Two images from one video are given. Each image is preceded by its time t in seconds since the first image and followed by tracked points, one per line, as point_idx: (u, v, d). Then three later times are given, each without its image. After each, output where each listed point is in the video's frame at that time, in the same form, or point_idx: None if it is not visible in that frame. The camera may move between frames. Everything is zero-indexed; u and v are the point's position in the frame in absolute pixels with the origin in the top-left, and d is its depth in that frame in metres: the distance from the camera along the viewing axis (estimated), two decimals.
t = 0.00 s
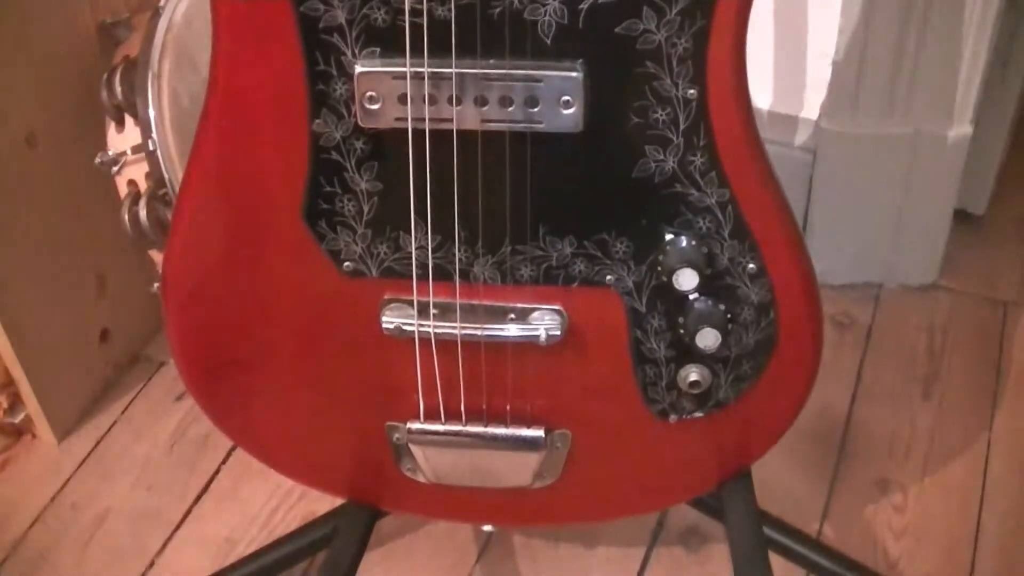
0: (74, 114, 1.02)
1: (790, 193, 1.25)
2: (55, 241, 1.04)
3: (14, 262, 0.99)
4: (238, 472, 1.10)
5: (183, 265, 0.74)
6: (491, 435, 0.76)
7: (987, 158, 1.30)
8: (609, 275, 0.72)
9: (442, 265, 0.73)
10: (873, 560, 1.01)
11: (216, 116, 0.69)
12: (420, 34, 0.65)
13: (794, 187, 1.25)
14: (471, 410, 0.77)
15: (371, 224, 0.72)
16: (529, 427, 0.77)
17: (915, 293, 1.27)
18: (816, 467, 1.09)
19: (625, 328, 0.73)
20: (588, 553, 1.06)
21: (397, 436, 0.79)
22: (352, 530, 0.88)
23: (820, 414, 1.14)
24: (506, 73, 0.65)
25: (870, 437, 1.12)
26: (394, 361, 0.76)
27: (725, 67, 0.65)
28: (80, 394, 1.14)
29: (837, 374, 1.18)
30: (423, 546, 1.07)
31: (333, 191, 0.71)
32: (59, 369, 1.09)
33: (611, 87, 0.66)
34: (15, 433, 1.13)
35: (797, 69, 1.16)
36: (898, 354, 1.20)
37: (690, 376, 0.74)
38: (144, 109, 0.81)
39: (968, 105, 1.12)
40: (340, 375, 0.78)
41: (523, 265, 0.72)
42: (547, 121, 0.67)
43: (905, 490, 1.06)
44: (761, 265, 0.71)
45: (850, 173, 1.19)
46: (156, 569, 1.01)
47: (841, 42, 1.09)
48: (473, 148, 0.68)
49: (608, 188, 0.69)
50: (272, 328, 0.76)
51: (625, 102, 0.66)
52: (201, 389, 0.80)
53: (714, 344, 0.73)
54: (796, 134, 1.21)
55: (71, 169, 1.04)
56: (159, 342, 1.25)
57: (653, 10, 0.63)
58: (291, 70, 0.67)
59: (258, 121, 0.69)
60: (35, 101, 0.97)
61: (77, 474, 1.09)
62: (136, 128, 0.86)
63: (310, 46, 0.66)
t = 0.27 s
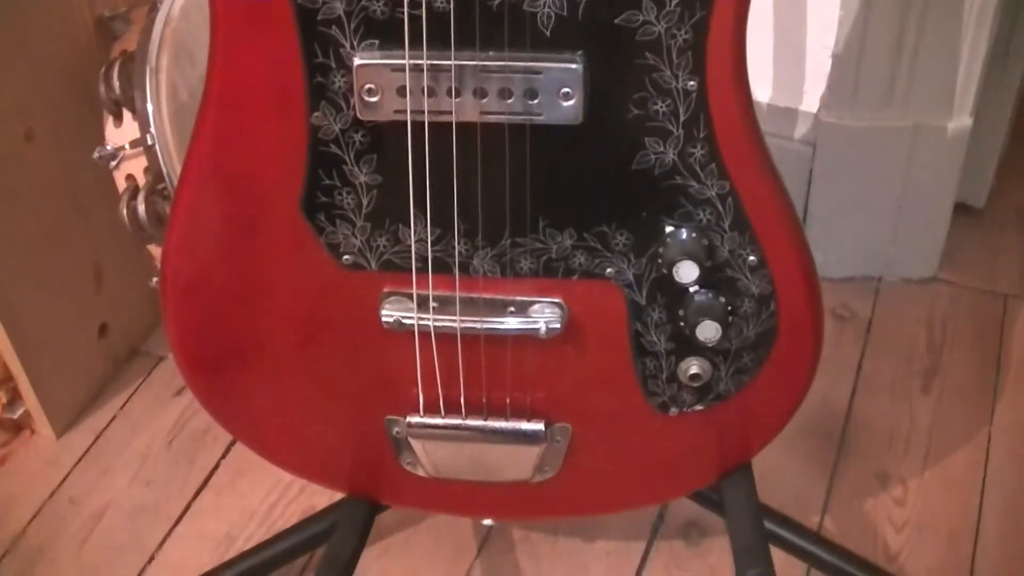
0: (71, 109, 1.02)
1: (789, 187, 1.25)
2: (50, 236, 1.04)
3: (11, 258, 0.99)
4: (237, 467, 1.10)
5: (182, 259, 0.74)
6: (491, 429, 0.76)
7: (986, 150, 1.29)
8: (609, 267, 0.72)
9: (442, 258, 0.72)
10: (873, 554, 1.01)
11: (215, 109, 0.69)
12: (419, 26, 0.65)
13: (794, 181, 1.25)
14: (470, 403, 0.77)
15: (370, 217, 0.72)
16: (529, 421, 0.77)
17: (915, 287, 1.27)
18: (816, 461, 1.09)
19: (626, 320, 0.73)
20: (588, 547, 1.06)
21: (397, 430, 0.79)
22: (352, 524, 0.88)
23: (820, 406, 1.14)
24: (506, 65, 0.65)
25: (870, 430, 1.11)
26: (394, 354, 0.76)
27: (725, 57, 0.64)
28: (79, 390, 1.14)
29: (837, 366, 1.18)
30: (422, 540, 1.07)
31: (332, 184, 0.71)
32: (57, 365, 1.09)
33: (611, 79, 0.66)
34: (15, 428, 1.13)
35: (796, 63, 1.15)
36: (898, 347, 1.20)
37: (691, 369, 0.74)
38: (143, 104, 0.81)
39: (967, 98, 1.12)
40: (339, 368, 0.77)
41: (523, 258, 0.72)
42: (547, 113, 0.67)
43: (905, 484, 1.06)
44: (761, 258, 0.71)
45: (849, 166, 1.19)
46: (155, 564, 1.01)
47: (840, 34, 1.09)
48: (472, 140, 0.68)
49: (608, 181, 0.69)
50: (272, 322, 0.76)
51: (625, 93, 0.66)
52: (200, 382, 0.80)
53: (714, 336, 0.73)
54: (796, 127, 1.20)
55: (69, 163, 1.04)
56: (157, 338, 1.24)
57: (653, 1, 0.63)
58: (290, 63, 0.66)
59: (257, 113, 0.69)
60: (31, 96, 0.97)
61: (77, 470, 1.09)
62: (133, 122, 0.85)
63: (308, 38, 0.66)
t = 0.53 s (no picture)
0: (68, 101, 1.02)
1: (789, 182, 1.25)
2: (48, 228, 1.04)
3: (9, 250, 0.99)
4: (234, 461, 1.10)
5: (180, 251, 0.74)
6: (489, 423, 0.76)
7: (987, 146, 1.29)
8: (607, 262, 0.72)
9: (440, 252, 0.72)
10: (871, 551, 1.01)
11: (213, 101, 0.68)
12: (418, 20, 0.64)
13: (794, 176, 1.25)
14: (468, 397, 0.77)
15: (368, 210, 0.71)
16: (527, 416, 0.77)
17: (915, 283, 1.27)
18: (814, 457, 1.09)
19: (624, 315, 0.73)
20: (585, 542, 1.06)
21: (394, 424, 0.79)
22: (349, 518, 0.88)
23: (819, 402, 1.14)
24: (505, 59, 0.65)
25: (869, 427, 1.11)
26: (392, 348, 0.76)
27: (725, 52, 0.64)
28: (77, 383, 1.14)
29: (836, 362, 1.17)
30: (420, 534, 1.07)
31: (330, 177, 0.70)
32: (56, 357, 1.09)
33: (611, 73, 0.65)
34: (12, 419, 1.12)
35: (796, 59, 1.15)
36: (897, 344, 1.20)
37: (689, 365, 0.74)
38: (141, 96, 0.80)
39: (967, 95, 1.12)
40: (337, 361, 0.77)
41: (521, 252, 0.72)
42: (546, 107, 0.66)
43: (903, 480, 1.06)
44: (760, 253, 0.70)
45: (849, 163, 1.19)
46: (152, 558, 1.01)
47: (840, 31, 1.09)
48: (470, 134, 0.68)
49: (607, 175, 0.69)
50: (269, 315, 0.76)
51: (624, 88, 0.66)
52: (197, 375, 0.79)
53: (712, 332, 0.73)
54: (796, 123, 1.20)
55: (66, 154, 1.04)
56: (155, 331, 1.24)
57: None
58: (288, 55, 0.66)
59: (255, 105, 0.68)
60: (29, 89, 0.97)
61: (74, 463, 1.09)
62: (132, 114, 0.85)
63: (306, 30, 0.65)
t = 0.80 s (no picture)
0: (68, 97, 1.02)
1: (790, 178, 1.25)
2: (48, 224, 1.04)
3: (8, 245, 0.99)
4: (234, 457, 1.09)
5: (179, 245, 0.74)
6: (489, 419, 0.76)
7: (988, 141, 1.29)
8: (608, 257, 0.71)
9: (439, 247, 0.72)
10: (871, 546, 1.00)
11: (212, 94, 0.68)
12: (417, 13, 0.64)
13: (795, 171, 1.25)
14: (467, 392, 0.77)
15: (368, 204, 0.71)
16: (527, 411, 0.77)
17: (916, 279, 1.27)
18: (815, 452, 1.08)
19: (624, 310, 0.73)
20: (586, 537, 1.06)
21: (394, 419, 0.79)
22: (348, 514, 0.88)
23: (819, 397, 1.14)
24: (504, 53, 0.64)
25: (870, 422, 1.11)
26: (392, 343, 0.76)
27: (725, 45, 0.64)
28: (76, 379, 1.14)
29: (837, 357, 1.17)
30: (419, 530, 1.07)
31: (329, 171, 0.70)
32: (55, 354, 1.09)
33: (611, 66, 0.65)
34: (12, 415, 1.13)
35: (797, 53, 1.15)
36: (898, 339, 1.19)
37: (690, 360, 0.74)
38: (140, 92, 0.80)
39: (968, 90, 1.11)
40: (337, 356, 0.77)
41: (521, 247, 0.72)
42: (545, 101, 0.66)
43: (904, 476, 1.06)
44: (761, 248, 0.70)
45: (850, 157, 1.19)
46: (152, 554, 1.01)
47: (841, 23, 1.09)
48: (470, 128, 0.68)
49: (607, 169, 0.69)
50: (269, 309, 0.76)
51: (624, 81, 0.66)
52: (196, 370, 0.79)
53: (713, 327, 0.72)
54: (797, 117, 1.20)
55: (65, 150, 1.04)
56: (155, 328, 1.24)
57: None
58: (287, 48, 0.66)
59: (254, 98, 0.68)
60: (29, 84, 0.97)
61: (74, 459, 1.09)
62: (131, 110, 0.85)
63: (304, 24, 0.65)
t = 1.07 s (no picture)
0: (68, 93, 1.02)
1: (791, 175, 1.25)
2: (48, 219, 1.04)
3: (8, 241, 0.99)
4: (234, 453, 1.09)
5: (178, 243, 0.73)
6: (489, 417, 0.76)
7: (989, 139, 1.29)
8: (608, 255, 0.71)
9: (439, 245, 0.72)
10: (871, 545, 1.00)
11: (211, 91, 0.68)
12: (417, 10, 0.64)
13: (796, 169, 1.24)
14: (467, 390, 0.77)
15: (368, 202, 0.71)
16: (527, 409, 0.77)
17: (917, 277, 1.26)
18: (815, 451, 1.08)
19: (624, 308, 0.73)
20: (586, 535, 1.06)
21: (394, 417, 0.79)
22: (348, 512, 0.88)
23: (820, 395, 1.14)
24: (505, 50, 0.64)
25: (869, 421, 1.11)
26: (391, 341, 0.75)
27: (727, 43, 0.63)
28: (76, 375, 1.13)
29: (837, 355, 1.17)
30: (419, 527, 1.07)
31: (329, 168, 0.70)
32: (54, 350, 1.09)
33: (612, 64, 0.65)
34: (12, 410, 1.12)
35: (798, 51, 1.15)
36: (898, 338, 1.19)
37: (690, 358, 0.74)
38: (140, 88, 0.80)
39: (970, 88, 1.11)
40: (336, 353, 0.77)
41: (521, 244, 0.71)
42: (546, 99, 0.66)
43: (904, 475, 1.06)
44: (761, 246, 0.70)
45: (851, 155, 1.18)
46: (151, 550, 1.01)
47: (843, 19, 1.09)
48: (470, 125, 0.68)
49: (608, 167, 0.68)
50: (268, 306, 0.76)
51: (625, 79, 0.65)
52: (196, 367, 0.79)
53: (713, 325, 0.72)
54: (798, 115, 1.19)
55: (65, 146, 1.03)
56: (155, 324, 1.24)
57: None
58: (286, 46, 0.66)
59: (254, 96, 0.68)
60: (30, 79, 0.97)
61: (73, 454, 1.09)
62: (132, 106, 0.85)
63: (304, 21, 0.65)
